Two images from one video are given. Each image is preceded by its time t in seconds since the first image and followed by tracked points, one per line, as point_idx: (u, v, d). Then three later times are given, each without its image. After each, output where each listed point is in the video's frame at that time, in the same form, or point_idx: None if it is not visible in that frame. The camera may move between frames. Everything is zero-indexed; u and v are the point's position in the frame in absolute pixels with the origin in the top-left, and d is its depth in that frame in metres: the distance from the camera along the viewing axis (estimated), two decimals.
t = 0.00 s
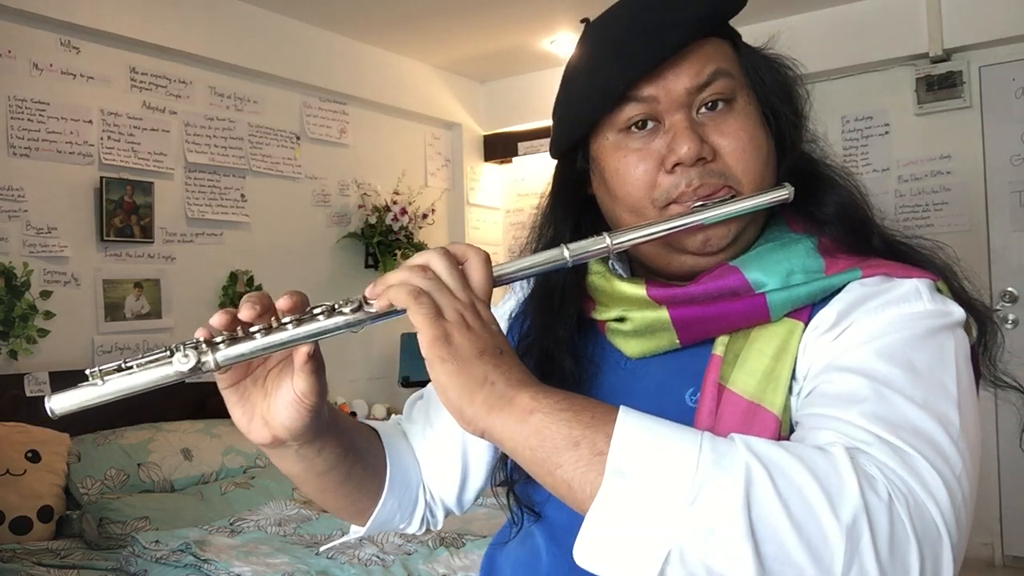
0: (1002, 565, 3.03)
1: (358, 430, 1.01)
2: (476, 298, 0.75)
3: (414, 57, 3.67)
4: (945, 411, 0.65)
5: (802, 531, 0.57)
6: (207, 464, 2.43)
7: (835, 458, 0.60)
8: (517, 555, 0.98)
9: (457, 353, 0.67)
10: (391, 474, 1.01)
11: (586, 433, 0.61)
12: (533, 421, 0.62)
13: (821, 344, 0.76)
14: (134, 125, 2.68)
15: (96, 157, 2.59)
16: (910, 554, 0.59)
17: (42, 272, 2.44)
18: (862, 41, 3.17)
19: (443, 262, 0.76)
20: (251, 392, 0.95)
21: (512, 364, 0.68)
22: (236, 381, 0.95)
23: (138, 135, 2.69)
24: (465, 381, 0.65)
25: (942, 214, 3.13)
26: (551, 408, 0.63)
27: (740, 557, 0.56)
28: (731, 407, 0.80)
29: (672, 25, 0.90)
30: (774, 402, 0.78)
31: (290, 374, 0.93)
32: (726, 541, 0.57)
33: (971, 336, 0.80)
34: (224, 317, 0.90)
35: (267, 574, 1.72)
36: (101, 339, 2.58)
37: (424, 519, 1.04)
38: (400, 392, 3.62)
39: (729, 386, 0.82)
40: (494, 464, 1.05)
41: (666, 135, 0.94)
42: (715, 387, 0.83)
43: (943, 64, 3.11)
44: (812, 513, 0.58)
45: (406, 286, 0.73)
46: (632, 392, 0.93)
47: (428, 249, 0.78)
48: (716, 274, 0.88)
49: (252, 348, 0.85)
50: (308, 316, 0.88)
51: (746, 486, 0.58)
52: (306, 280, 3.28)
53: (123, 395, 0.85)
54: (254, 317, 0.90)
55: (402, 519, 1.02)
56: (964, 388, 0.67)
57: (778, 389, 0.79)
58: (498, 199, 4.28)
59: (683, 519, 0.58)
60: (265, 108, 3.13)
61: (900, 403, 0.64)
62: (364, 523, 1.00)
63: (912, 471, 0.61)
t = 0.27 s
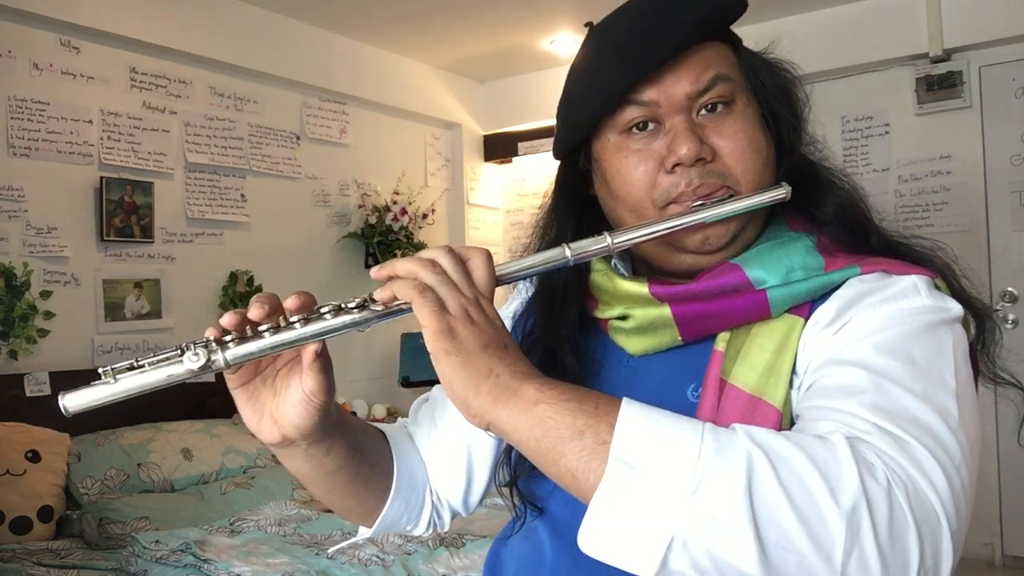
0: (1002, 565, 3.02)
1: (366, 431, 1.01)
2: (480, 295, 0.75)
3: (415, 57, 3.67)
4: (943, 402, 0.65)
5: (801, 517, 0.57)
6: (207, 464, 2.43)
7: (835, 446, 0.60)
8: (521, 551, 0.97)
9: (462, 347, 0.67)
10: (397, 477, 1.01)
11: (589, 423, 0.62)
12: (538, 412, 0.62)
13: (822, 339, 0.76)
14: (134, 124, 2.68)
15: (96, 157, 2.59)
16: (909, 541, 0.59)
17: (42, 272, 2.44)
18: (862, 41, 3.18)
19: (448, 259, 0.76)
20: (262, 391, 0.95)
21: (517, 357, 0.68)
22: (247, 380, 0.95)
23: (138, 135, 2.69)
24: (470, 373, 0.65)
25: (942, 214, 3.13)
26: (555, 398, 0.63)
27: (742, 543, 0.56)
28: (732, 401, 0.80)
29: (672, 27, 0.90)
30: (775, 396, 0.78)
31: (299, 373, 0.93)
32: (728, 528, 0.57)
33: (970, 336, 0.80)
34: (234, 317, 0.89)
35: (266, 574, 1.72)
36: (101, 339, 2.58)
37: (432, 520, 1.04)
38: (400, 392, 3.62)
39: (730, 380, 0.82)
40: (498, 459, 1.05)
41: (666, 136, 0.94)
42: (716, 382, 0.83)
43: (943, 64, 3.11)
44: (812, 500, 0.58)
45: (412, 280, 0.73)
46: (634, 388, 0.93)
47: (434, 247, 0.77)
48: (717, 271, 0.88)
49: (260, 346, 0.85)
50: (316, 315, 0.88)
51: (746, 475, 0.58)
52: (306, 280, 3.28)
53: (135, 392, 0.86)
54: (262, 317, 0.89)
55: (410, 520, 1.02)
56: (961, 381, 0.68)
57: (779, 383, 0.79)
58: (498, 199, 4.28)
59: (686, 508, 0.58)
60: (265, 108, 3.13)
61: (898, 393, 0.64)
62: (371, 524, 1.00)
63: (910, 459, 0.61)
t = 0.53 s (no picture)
0: (1002, 565, 3.02)
1: (372, 433, 1.01)
2: (484, 296, 0.75)
3: (414, 57, 3.67)
4: (941, 398, 0.65)
5: (799, 513, 0.57)
6: (207, 464, 2.43)
7: (833, 441, 0.60)
8: (524, 550, 0.97)
9: (468, 344, 0.67)
10: (404, 479, 1.01)
11: (590, 421, 0.62)
12: (540, 410, 0.62)
13: (821, 336, 0.75)
14: (134, 125, 2.68)
15: (96, 157, 2.59)
16: (907, 535, 0.59)
17: (42, 272, 2.44)
18: (862, 41, 3.18)
19: (450, 262, 0.76)
20: (268, 395, 0.95)
21: (519, 357, 0.68)
22: (254, 385, 0.96)
23: (138, 135, 2.69)
24: (473, 373, 0.65)
25: (942, 214, 3.13)
26: (556, 396, 0.63)
27: (741, 537, 0.56)
28: (733, 398, 0.80)
29: (663, 30, 0.91)
30: (775, 392, 0.78)
31: (306, 376, 0.93)
32: (727, 522, 0.57)
33: (968, 332, 0.80)
34: (242, 319, 0.90)
35: (266, 574, 1.72)
36: (101, 339, 2.58)
37: (438, 523, 1.04)
38: (400, 392, 3.62)
39: (730, 377, 0.82)
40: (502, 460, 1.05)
41: (662, 139, 0.94)
42: (716, 380, 0.83)
43: (943, 64, 3.10)
44: (810, 494, 0.58)
45: (416, 283, 0.73)
46: (637, 387, 0.93)
47: (436, 250, 0.78)
48: (717, 271, 0.88)
49: (268, 351, 0.85)
50: (321, 319, 0.88)
51: (745, 470, 0.58)
52: (306, 280, 3.28)
53: (146, 398, 0.86)
54: (268, 321, 0.91)
55: (417, 523, 1.02)
56: (959, 378, 0.67)
57: (779, 379, 0.79)
58: (498, 199, 4.28)
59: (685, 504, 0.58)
60: (265, 108, 3.13)
61: (896, 389, 0.64)
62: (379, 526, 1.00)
63: (908, 454, 0.61)
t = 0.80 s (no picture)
0: (1002, 565, 3.02)
1: (374, 437, 1.01)
2: (482, 299, 0.74)
3: (415, 57, 3.67)
4: (939, 397, 0.65)
5: (798, 513, 0.57)
6: (207, 463, 2.43)
7: (830, 441, 0.60)
8: (525, 550, 0.97)
9: (467, 349, 0.67)
10: (405, 482, 1.01)
11: (589, 422, 0.62)
12: (539, 412, 0.62)
13: (819, 335, 0.75)
14: (134, 125, 2.68)
15: (96, 157, 2.59)
16: (905, 534, 0.59)
17: (42, 272, 2.44)
18: (861, 41, 3.18)
19: (448, 265, 0.76)
20: (269, 399, 0.95)
21: (518, 358, 0.68)
22: (255, 388, 0.96)
23: (138, 135, 2.69)
24: (472, 376, 0.65)
25: (942, 214, 3.12)
26: (555, 399, 0.63)
27: (739, 536, 0.57)
28: (731, 398, 0.80)
29: (662, 30, 0.91)
30: (774, 392, 0.78)
31: (307, 379, 0.93)
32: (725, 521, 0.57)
33: (965, 331, 0.80)
34: (241, 325, 0.89)
35: (266, 574, 1.72)
36: (101, 339, 2.58)
37: (442, 525, 1.04)
38: (400, 392, 3.62)
39: (729, 377, 0.82)
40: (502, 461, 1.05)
41: (660, 139, 0.94)
42: (715, 379, 0.82)
43: (943, 64, 3.10)
44: (807, 493, 0.58)
45: (415, 287, 0.73)
46: (636, 387, 0.93)
47: (434, 254, 0.78)
48: (715, 271, 0.88)
49: (269, 353, 0.85)
50: (322, 322, 0.88)
51: (742, 470, 0.58)
52: (306, 280, 3.28)
53: (148, 401, 0.86)
54: (269, 326, 0.90)
55: (421, 525, 1.02)
56: (957, 377, 0.67)
57: (778, 379, 0.78)
58: (498, 199, 4.28)
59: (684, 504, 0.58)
60: (265, 108, 3.13)
61: (894, 389, 0.64)
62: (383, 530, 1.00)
63: (906, 454, 0.61)
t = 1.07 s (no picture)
0: (1002, 565, 3.02)
1: (373, 444, 1.01)
2: (482, 319, 0.74)
3: (414, 56, 3.67)
4: (940, 410, 0.64)
5: (801, 535, 0.57)
6: (207, 463, 2.43)
7: (832, 461, 0.60)
8: (524, 551, 0.98)
9: (464, 373, 0.67)
10: (406, 488, 1.01)
11: (591, 447, 0.62)
12: (540, 437, 0.62)
13: (819, 344, 0.75)
14: (134, 124, 2.68)
15: (96, 157, 2.59)
16: (908, 554, 0.59)
17: (42, 272, 2.44)
18: (862, 42, 3.18)
19: (448, 286, 0.75)
20: (268, 416, 0.95)
21: (517, 380, 0.68)
22: (253, 406, 0.95)
23: (138, 135, 2.69)
24: (473, 402, 0.65)
25: (942, 214, 3.13)
26: (557, 424, 0.63)
27: (743, 560, 0.56)
28: (731, 405, 0.81)
29: (663, 39, 0.90)
30: (774, 400, 0.78)
31: (305, 397, 0.93)
32: (728, 544, 0.57)
33: (966, 332, 0.80)
34: (238, 345, 0.90)
35: (267, 574, 1.72)
36: (101, 339, 2.58)
37: (442, 528, 1.04)
38: (400, 392, 3.62)
39: (729, 385, 0.82)
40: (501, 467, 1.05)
41: (661, 149, 0.94)
42: (715, 386, 0.83)
43: (943, 64, 3.11)
44: (810, 514, 0.58)
45: (413, 311, 0.73)
46: (634, 393, 0.93)
47: (434, 273, 0.77)
48: (715, 277, 0.88)
49: (267, 375, 0.85)
50: (319, 341, 0.87)
51: (745, 492, 0.58)
52: (306, 281, 3.28)
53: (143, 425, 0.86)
54: (266, 344, 0.91)
55: (421, 529, 1.02)
56: (958, 387, 0.67)
57: (778, 387, 0.78)
58: (498, 199, 4.28)
59: (687, 525, 0.58)
60: (265, 108, 3.13)
61: (895, 404, 0.64)
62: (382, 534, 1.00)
63: (908, 471, 0.61)
